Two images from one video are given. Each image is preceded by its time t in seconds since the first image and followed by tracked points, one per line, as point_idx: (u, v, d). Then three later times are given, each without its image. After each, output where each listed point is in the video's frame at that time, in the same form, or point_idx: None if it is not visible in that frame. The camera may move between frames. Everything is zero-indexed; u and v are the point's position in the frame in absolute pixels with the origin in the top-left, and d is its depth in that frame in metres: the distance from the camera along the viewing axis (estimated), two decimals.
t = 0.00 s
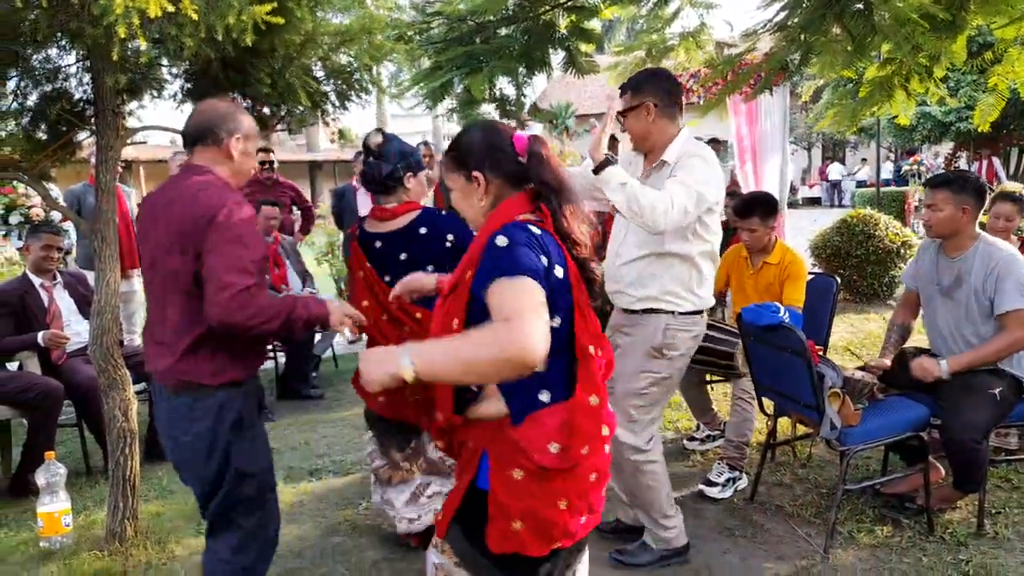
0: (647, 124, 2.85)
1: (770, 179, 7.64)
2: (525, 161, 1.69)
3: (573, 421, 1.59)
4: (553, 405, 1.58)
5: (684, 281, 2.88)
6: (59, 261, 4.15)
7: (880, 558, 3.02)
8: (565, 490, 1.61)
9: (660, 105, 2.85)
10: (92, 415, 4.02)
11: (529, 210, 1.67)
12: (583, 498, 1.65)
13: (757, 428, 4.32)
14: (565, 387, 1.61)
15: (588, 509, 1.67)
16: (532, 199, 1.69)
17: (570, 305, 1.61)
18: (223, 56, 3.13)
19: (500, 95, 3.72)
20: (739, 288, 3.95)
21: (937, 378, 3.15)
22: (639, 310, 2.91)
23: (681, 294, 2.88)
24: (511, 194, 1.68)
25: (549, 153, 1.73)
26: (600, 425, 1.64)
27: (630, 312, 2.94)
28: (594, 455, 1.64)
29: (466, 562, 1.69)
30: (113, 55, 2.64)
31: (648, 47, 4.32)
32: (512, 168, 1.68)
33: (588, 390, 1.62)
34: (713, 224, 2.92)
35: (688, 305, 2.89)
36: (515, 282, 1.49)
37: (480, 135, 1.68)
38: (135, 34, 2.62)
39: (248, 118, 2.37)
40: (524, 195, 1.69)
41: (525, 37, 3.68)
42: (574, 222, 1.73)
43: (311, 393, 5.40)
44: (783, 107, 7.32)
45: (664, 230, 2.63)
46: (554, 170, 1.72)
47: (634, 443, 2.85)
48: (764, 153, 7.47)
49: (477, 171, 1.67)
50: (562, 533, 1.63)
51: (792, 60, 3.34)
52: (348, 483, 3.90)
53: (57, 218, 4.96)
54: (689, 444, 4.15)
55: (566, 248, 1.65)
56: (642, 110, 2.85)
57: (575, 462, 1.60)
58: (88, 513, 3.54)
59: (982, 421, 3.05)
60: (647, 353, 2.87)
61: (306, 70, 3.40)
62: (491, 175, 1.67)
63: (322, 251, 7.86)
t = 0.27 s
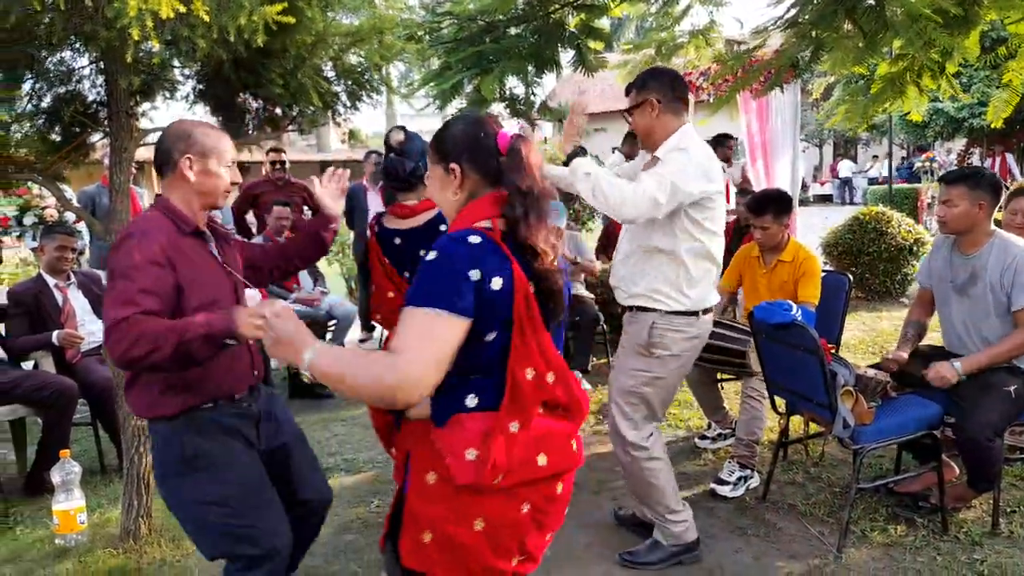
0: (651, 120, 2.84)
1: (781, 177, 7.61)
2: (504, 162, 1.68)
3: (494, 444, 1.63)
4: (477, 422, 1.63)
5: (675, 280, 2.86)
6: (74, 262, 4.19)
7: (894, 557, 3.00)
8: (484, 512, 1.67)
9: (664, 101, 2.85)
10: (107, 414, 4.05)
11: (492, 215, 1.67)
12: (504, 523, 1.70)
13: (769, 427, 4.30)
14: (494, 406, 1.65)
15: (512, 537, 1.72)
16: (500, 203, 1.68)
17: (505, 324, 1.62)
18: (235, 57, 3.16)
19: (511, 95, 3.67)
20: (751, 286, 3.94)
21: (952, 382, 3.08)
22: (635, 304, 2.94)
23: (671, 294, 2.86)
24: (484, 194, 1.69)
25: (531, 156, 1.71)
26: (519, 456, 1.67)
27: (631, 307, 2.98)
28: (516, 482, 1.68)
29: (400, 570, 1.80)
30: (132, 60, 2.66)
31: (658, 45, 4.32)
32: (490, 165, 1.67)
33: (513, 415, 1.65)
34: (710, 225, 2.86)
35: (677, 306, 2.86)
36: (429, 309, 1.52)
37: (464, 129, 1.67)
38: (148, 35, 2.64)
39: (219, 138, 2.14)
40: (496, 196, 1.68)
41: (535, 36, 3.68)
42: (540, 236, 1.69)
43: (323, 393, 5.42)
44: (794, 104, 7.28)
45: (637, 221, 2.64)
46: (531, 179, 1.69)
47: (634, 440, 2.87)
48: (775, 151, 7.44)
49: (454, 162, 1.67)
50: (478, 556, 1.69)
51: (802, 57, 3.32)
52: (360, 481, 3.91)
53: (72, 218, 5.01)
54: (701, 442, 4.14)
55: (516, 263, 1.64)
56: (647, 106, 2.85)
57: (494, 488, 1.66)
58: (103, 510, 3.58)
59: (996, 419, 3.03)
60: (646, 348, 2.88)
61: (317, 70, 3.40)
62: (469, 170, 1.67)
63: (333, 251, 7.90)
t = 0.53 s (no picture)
0: (653, 121, 2.88)
1: (783, 179, 7.63)
2: (490, 152, 1.65)
3: (442, 425, 1.62)
4: (426, 406, 1.63)
5: (652, 275, 2.88)
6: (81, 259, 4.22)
7: (893, 557, 3.02)
8: (446, 496, 1.63)
9: (668, 102, 2.89)
10: (112, 411, 4.09)
11: (454, 202, 1.65)
12: (469, 509, 1.64)
13: (770, 427, 4.32)
14: (440, 389, 1.64)
15: (482, 524, 1.65)
16: (470, 189, 1.65)
17: (442, 308, 1.62)
18: (243, 57, 3.19)
19: (515, 96, 3.71)
20: (752, 287, 3.95)
21: (953, 381, 3.13)
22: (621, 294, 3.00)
23: (649, 287, 2.89)
24: (466, 177, 1.67)
25: (513, 146, 1.67)
26: (472, 439, 1.62)
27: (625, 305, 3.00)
28: (472, 466, 1.62)
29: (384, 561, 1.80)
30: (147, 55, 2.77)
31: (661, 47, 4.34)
32: (473, 151, 1.65)
33: (459, 397, 1.62)
34: (692, 224, 2.85)
35: (653, 301, 2.88)
36: (361, 292, 1.57)
37: (460, 114, 1.66)
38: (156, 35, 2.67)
39: (199, 114, 2.20)
40: (476, 183, 1.66)
41: (539, 38, 3.70)
42: (500, 227, 1.61)
43: (326, 391, 5.44)
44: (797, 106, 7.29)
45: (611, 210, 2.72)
46: (507, 169, 1.65)
47: (624, 444, 2.93)
48: (778, 153, 7.45)
49: (440, 146, 1.67)
50: (446, 543, 1.64)
51: (804, 59, 3.35)
52: (363, 479, 3.93)
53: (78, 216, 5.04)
54: (702, 442, 4.16)
55: (458, 247, 1.61)
56: (651, 106, 2.88)
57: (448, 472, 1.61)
58: (109, 506, 3.61)
59: (997, 420, 3.05)
60: (629, 347, 2.93)
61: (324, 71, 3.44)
62: (455, 156, 1.66)
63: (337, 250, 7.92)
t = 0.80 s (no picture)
0: (660, 119, 2.88)
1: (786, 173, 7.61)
2: (500, 167, 1.62)
3: (463, 438, 1.61)
4: (448, 419, 1.63)
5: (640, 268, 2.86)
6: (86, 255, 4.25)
7: (897, 550, 3.02)
8: (461, 502, 1.63)
9: (674, 99, 2.88)
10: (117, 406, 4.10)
11: (460, 213, 1.64)
12: (486, 517, 1.64)
13: (774, 421, 4.32)
14: (462, 401, 1.64)
15: (497, 529, 1.65)
16: (479, 201, 1.64)
17: (459, 328, 1.62)
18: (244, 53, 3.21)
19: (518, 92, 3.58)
20: (756, 281, 3.95)
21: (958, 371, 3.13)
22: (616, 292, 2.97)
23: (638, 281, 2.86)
24: (474, 189, 1.65)
25: (522, 159, 1.63)
26: (491, 452, 1.61)
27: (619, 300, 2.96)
28: (490, 476, 1.61)
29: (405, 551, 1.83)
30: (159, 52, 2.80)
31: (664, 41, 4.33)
32: (481, 163, 1.63)
33: (477, 412, 1.61)
34: (674, 212, 2.79)
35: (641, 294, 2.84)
36: (362, 300, 1.60)
37: (470, 126, 1.62)
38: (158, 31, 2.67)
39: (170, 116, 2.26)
40: (485, 197, 1.64)
41: (541, 32, 3.69)
42: (505, 242, 1.58)
43: (330, 386, 5.46)
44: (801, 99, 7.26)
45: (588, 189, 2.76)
46: (518, 184, 1.62)
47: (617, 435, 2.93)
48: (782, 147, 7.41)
49: (446, 155, 1.66)
50: (462, 545, 1.65)
51: (808, 52, 3.33)
52: (367, 473, 3.94)
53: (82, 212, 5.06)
54: (705, 436, 4.16)
55: (469, 266, 1.60)
56: (657, 105, 2.89)
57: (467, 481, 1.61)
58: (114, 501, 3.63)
59: (1001, 413, 3.04)
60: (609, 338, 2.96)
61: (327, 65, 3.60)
62: (465, 169, 1.65)
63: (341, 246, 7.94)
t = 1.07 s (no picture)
0: (657, 127, 2.90)
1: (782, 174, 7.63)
2: (535, 155, 1.64)
3: (545, 425, 1.60)
4: (523, 412, 1.61)
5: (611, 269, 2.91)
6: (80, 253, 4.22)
7: (891, 551, 3.03)
8: (553, 483, 1.63)
9: (671, 109, 2.89)
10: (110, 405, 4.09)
11: (504, 210, 1.63)
12: (575, 491, 1.65)
13: (768, 422, 4.33)
14: (533, 389, 1.62)
15: (585, 499, 1.66)
16: (523, 196, 1.64)
17: (525, 321, 1.60)
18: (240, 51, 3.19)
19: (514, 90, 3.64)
20: (752, 283, 3.96)
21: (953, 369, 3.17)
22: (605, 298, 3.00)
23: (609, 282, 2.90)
24: (509, 184, 1.66)
25: (557, 152, 1.65)
26: (574, 432, 1.61)
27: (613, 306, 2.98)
28: (575, 452, 1.62)
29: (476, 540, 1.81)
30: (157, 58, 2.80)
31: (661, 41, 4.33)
32: (517, 155, 1.65)
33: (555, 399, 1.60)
34: (645, 218, 2.82)
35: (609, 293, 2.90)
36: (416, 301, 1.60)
37: (502, 117, 1.64)
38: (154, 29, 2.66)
39: (149, 131, 2.28)
40: (518, 187, 1.65)
41: (539, 33, 3.69)
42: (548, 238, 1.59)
43: (326, 385, 5.45)
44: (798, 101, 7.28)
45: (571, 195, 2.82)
46: (555, 172, 1.64)
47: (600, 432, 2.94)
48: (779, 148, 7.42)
49: (482, 151, 1.66)
50: (556, 521, 1.66)
51: (805, 54, 3.34)
52: (361, 473, 3.94)
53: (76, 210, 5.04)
54: (700, 436, 4.17)
55: (527, 261, 1.59)
56: (655, 113, 2.91)
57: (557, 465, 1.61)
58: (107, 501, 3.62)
59: (995, 414, 3.05)
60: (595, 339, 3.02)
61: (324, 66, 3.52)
62: (499, 161, 1.65)
63: (337, 244, 7.92)
